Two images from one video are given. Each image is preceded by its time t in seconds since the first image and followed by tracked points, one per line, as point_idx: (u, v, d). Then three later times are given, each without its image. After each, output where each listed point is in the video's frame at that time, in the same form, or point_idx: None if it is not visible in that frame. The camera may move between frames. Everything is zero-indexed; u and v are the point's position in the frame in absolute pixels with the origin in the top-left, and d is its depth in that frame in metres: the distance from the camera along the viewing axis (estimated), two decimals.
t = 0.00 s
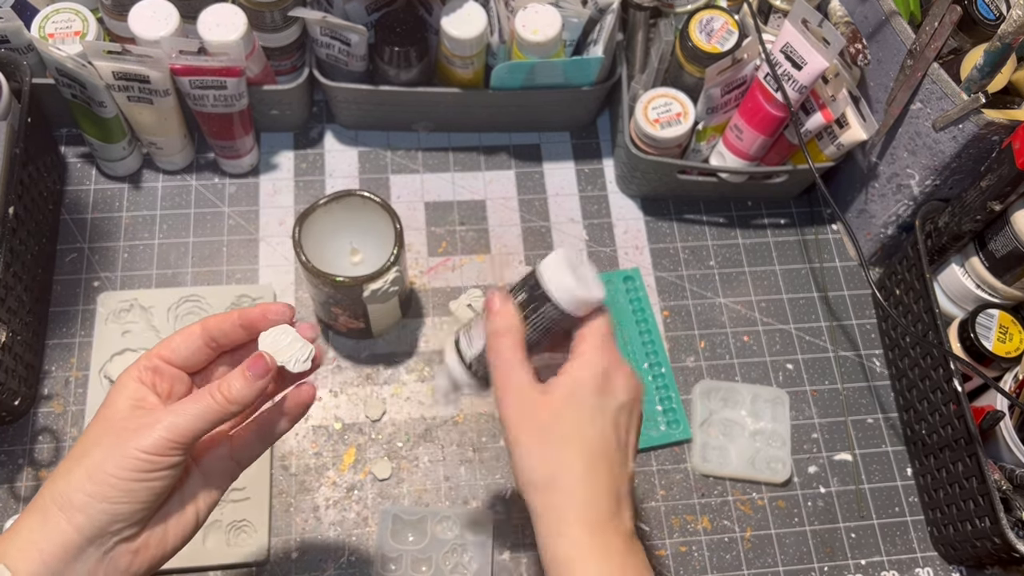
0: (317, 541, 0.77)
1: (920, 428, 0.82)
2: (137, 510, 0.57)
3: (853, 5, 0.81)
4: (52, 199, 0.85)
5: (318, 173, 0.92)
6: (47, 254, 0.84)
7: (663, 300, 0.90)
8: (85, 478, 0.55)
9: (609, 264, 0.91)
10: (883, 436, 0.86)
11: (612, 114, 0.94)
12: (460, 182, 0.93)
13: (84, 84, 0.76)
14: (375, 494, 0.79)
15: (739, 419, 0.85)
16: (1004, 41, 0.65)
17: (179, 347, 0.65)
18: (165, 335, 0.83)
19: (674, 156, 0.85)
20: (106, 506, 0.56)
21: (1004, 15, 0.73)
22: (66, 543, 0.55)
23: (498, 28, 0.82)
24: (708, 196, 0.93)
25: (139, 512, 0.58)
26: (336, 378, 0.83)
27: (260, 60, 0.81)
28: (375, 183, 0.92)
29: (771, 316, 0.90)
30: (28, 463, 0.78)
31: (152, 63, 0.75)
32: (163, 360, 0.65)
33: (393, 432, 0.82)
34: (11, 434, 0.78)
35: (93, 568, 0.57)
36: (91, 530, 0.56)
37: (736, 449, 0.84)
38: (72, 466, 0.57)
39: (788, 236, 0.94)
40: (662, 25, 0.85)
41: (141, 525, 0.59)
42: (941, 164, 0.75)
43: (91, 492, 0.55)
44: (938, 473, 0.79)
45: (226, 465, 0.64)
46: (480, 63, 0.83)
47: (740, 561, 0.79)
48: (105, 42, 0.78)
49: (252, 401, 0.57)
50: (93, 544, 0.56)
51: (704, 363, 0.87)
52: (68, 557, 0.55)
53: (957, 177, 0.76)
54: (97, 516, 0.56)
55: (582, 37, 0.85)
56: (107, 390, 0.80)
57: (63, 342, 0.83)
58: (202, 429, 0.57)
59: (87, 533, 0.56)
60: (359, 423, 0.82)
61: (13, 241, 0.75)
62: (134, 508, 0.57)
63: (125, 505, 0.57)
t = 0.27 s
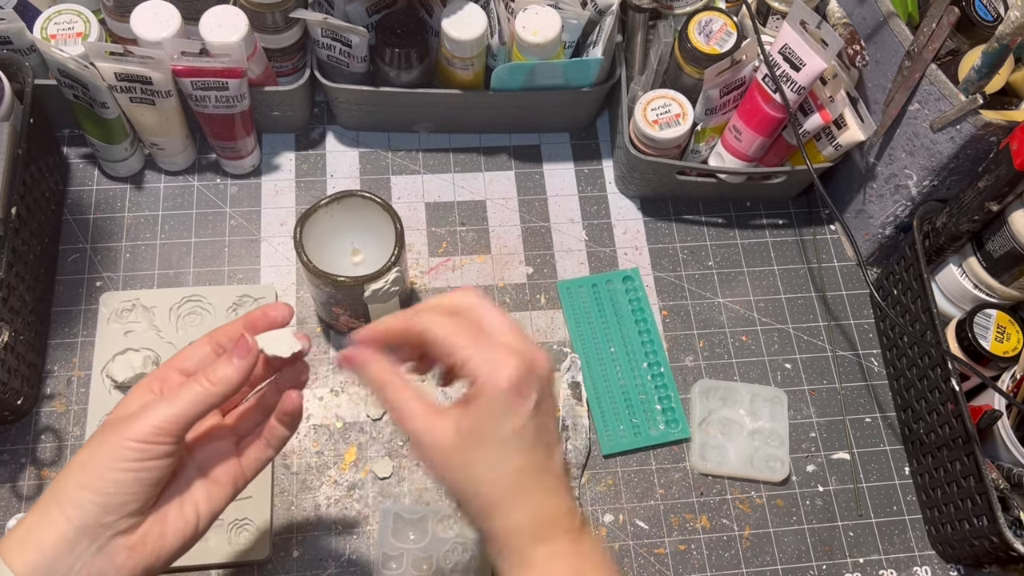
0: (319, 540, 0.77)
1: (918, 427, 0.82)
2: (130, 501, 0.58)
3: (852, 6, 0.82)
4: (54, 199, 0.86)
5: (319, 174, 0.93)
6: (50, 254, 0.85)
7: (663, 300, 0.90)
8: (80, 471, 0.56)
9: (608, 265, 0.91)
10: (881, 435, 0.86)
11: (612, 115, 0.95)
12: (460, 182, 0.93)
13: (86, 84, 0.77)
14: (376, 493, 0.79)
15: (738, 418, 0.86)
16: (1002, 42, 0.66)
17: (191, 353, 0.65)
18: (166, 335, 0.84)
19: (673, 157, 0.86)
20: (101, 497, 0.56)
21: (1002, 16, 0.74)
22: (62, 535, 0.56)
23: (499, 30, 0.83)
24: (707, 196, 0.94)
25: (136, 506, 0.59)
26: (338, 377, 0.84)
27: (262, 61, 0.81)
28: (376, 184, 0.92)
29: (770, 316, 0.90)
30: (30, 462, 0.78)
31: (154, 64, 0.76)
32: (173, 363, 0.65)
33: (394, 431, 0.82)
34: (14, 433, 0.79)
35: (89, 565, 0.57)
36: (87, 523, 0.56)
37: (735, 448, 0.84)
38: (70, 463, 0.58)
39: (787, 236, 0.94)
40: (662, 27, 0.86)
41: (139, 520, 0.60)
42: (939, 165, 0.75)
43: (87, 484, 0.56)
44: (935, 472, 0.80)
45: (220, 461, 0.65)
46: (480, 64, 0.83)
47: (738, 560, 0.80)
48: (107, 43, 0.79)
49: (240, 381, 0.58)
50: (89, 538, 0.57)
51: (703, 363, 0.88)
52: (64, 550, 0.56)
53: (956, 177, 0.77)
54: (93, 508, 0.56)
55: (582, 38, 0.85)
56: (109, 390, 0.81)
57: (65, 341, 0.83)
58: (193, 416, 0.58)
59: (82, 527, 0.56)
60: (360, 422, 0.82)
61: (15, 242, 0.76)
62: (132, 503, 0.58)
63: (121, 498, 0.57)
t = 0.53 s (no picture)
0: (319, 540, 0.77)
1: (919, 427, 0.82)
2: (144, 498, 0.57)
3: (852, 6, 0.82)
4: (53, 199, 0.85)
5: (319, 173, 0.92)
6: (49, 254, 0.84)
7: (663, 300, 0.90)
8: (97, 469, 0.56)
9: (608, 265, 0.91)
10: (882, 435, 0.86)
11: (612, 115, 0.95)
12: (460, 182, 0.93)
13: (85, 84, 0.77)
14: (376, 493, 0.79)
15: (739, 418, 0.85)
16: (1002, 42, 0.66)
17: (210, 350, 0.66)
18: (166, 335, 0.83)
19: (674, 156, 0.86)
20: (119, 494, 0.56)
21: (1003, 16, 0.74)
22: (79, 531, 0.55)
23: (498, 29, 0.83)
24: (708, 196, 0.93)
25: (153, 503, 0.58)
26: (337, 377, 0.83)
27: (261, 60, 0.81)
28: (376, 184, 0.92)
29: (770, 316, 0.90)
30: (29, 462, 0.78)
31: (153, 63, 0.75)
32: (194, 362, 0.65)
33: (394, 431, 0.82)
34: (13, 434, 0.79)
35: (103, 561, 0.56)
36: (105, 518, 0.56)
37: (735, 448, 0.84)
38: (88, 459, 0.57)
39: (788, 236, 0.94)
40: (662, 26, 0.85)
41: (155, 516, 0.59)
42: (940, 165, 0.75)
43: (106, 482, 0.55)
44: (936, 473, 0.80)
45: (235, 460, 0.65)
46: (480, 63, 0.83)
47: (739, 561, 0.80)
48: (106, 42, 0.78)
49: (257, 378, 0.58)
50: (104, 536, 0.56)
51: (703, 363, 0.88)
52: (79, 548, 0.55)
53: (956, 177, 0.77)
54: (111, 505, 0.56)
55: (582, 38, 0.85)
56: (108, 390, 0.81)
57: (64, 342, 0.83)
58: (213, 410, 0.57)
59: (97, 522, 0.56)
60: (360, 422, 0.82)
61: (14, 241, 0.75)
62: (150, 499, 0.58)
63: (139, 494, 0.57)
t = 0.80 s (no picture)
0: (319, 540, 0.77)
1: (920, 427, 0.82)
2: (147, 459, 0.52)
3: (853, 5, 0.82)
4: (53, 199, 0.85)
5: (319, 173, 0.92)
6: (48, 254, 0.84)
7: (663, 300, 0.90)
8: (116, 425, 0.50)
9: (608, 264, 0.91)
10: (882, 435, 0.86)
11: (612, 114, 0.95)
12: (460, 182, 0.93)
13: (84, 84, 0.76)
14: (375, 494, 0.79)
15: (739, 418, 0.85)
16: (1003, 41, 0.66)
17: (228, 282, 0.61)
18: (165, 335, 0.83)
19: (674, 156, 0.85)
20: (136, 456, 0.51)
21: (1004, 16, 0.74)
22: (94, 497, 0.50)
23: (498, 29, 0.82)
24: (708, 196, 0.93)
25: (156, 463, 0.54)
26: (337, 378, 0.83)
27: (261, 60, 0.81)
28: (376, 183, 0.92)
29: (770, 316, 0.90)
30: (28, 462, 0.78)
31: (152, 63, 0.75)
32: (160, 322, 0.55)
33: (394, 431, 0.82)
34: (12, 434, 0.79)
35: (111, 522, 0.52)
36: (119, 480, 0.51)
37: (736, 448, 0.84)
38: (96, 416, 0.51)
39: (788, 236, 0.94)
40: (662, 25, 0.85)
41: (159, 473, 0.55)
42: (940, 164, 0.75)
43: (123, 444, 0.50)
44: (937, 473, 0.79)
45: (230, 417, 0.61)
46: (480, 63, 0.83)
47: (739, 561, 0.80)
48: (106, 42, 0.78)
49: (255, 331, 0.54)
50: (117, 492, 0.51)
51: (703, 363, 0.88)
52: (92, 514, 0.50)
53: (957, 177, 0.77)
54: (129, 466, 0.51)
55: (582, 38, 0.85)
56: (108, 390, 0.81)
57: (64, 342, 0.83)
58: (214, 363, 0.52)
59: (106, 481, 0.50)
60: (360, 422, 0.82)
61: (14, 241, 0.75)
62: (157, 455, 0.53)
63: (150, 453, 0.52)
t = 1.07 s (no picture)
0: (319, 540, 0.77)
1: (919, 427, 0.82)
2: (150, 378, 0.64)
3: (852, 5, 0.82)
4: (53, 199, 0.85)
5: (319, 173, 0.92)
6: (48, 254, 0.84)
7: (663, 300, 0.90)
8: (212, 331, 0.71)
9: (608, 265, 0.91)
10: (882, 435, 0.86)
11: (612, 115, 0.95)
12: (460, 182, 0.93)
13: (85, 84, 0.77)
14: (376, 493, 0.79)
15: (739, 418, 0.85)
16: (1003, 41, 0.66)
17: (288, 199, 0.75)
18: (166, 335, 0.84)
19: (674, 156, 0.86)
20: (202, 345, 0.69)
21: (1004, 16, 0.74)
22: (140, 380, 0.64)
23: (498, 29, 0.83)
24: (708, 196, 0.93)
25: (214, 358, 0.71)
26: (337, 378, 0.83)
27: (261, 60, 0.81)
28: (376, 184, 0.92)
29: (770, 316, 0.90)
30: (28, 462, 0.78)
31: (152, 63, 0.75)
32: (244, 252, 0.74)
33: (394, 431, 0.82)
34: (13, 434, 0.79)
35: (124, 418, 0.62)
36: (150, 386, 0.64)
37: (735, 448, 0.84)
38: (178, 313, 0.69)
39: (788, 236, 0.94)
40: (662, 26, 0.85)
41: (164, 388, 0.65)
42: (940, 165, 0.75)
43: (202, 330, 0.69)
44: (936, 473, 0.80)
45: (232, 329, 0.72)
46: (480, 63, 0.83)
47: (739, 561, 0.80)
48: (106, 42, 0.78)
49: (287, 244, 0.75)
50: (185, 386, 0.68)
51: (703, 363, 0.88)
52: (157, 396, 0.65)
53: (956, 177, 0.77)
54: (197, 347, 0.68)
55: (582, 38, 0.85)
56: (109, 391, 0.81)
57: (64, 341, 0.83)
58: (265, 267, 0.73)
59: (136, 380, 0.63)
60: (360, 422, 0.82)
61: (14, 241, 0.75)
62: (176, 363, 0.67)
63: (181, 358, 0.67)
